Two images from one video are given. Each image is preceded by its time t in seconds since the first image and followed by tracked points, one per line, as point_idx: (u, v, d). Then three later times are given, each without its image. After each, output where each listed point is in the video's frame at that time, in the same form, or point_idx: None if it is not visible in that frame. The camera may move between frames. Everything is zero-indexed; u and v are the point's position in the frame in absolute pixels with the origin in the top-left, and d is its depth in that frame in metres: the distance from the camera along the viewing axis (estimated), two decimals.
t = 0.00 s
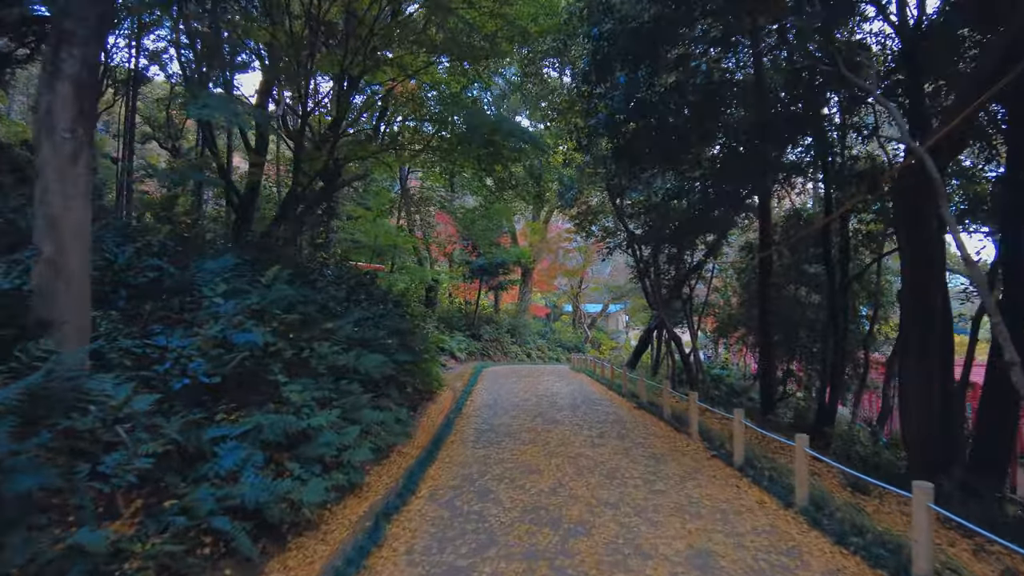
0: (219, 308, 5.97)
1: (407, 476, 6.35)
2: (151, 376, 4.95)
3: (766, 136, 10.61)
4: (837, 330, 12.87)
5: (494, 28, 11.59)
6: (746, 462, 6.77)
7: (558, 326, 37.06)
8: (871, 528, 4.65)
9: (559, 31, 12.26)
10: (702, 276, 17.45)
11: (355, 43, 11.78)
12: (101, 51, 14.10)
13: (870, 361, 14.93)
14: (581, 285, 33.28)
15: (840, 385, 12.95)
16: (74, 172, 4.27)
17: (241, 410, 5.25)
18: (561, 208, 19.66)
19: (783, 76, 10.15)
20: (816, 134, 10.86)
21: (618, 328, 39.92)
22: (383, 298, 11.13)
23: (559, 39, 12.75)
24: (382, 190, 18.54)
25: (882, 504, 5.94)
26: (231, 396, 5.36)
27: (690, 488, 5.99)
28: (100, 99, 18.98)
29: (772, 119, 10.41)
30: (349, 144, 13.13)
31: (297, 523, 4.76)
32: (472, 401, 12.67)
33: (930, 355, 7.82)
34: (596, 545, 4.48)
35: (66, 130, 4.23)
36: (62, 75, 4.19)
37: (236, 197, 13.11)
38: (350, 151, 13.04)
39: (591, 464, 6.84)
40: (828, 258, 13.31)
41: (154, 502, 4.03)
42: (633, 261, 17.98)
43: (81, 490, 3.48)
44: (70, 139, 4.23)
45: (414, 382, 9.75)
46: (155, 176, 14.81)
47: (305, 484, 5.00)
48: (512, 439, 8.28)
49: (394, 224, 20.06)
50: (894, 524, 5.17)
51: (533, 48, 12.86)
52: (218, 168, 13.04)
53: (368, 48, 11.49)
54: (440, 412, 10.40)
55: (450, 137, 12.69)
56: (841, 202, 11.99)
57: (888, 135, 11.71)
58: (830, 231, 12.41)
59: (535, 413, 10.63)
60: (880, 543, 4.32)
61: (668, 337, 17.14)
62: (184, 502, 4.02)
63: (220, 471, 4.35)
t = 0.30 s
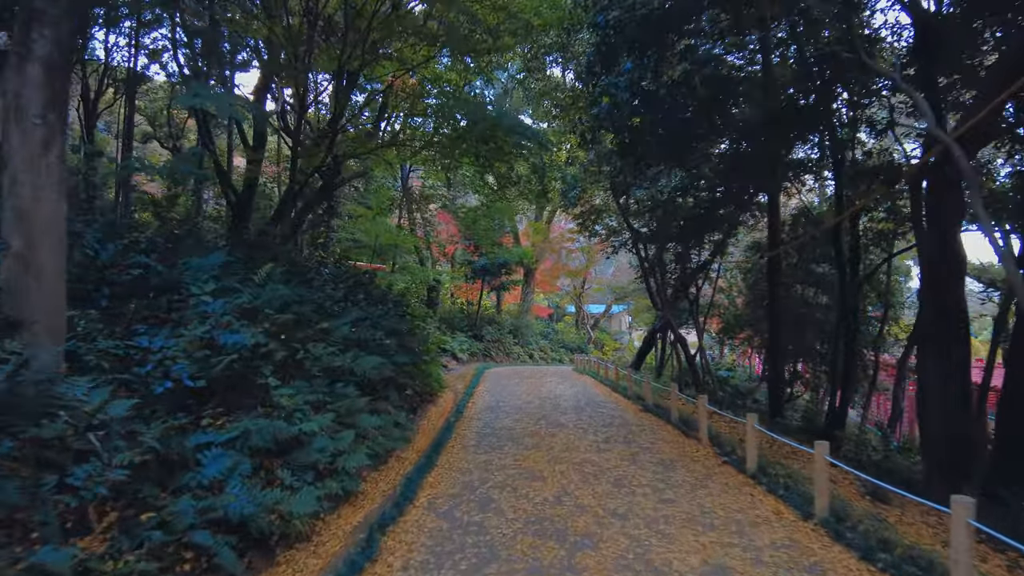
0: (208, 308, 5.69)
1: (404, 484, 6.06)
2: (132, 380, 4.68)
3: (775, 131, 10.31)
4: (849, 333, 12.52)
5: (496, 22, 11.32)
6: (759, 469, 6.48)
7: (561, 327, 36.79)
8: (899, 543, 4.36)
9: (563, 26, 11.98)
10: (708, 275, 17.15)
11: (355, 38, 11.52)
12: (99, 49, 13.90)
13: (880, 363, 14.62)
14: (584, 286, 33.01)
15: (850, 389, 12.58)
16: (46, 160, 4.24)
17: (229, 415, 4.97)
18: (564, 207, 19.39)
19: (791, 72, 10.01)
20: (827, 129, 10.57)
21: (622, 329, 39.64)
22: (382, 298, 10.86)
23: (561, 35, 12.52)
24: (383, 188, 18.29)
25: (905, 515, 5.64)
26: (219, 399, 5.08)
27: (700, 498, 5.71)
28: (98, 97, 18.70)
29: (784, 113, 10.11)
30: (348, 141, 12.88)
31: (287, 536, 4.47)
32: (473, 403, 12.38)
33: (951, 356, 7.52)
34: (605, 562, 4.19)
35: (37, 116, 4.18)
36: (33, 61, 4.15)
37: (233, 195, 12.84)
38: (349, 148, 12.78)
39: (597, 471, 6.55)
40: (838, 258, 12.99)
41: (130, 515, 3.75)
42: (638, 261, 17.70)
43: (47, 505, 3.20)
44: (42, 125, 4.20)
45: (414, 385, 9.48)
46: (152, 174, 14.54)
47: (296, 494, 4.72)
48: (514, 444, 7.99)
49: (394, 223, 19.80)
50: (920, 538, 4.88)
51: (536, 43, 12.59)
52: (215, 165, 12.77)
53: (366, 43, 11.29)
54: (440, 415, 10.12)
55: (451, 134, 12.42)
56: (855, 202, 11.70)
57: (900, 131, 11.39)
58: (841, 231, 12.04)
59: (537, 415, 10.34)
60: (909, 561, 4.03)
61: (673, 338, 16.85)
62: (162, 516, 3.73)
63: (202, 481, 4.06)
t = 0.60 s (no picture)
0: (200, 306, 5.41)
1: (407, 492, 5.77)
2: (115, 383, 4.46)
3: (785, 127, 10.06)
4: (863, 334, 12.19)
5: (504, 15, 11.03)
6: (780, 477, 6.15)
7: (564, 327, 36.57)
8: (940, 562, 4.05)
9: (569, 20, 11.68)
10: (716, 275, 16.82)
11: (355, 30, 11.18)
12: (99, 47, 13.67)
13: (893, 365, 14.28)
14: (588, 286, 32.77)
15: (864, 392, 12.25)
16: (17, 148, 3.94)
17: (221, 421, 4.68)
18: (569, 206, 19.12)
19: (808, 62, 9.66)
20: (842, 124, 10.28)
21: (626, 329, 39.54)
22: (384, 297, 10.58)
23: (567, 29, 12.24)
24: (385, 186, 18.02)
25: (939, 530, 5.31)
26: (210, 404, 4.79)
27: (718, 509, 5.42)
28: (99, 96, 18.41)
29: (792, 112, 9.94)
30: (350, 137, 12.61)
31: (281, 550, 4.16)
32: (478, 405, 12.09)
33: (985, 359, 7.12)
34: None
35: (7, 98, 3.89)
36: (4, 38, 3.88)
37: (233, 192, 12.56)
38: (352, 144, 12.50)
39: (609, 479, 6.26)
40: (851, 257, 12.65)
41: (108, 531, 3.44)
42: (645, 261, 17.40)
43: (11, 521, 2.89)
44: (13, 109, 3.91)
45: (417, 387, 9.18)
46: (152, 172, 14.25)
47: (292, 505, 4.40)
48: (520, 449, 7.67)
49: (397, 222, 19.54)
50: (959, 557, 4.57)
51: (543, 37, 12.29)
52: (214, 161, 12.48)
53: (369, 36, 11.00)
54: (443, 418, 9.81)
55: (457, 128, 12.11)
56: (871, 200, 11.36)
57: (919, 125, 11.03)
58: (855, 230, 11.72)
59: (543, 418, 10.03)
60: None
61: (680, 338, 16.52)
62: (142, 531, 3.42)
63: (188, 493, 3.74)
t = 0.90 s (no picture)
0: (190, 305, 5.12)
1: (410, 502, 5.46)
2: (96, 387, 4.18)
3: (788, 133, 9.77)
4: (878, 336, 11.83)
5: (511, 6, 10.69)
6: (802, 486, 5.85)
7: (567, 327, 36.31)
8: None
9: (577, 12, 11.36)
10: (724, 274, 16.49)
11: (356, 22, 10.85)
12: (98, 43, 13.41)
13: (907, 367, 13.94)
14: (592, 286, 32.48)
15: (879, 396, 11.91)
16: None
17: (211, 427, 4.39)
18: (573, 204, 18.81)
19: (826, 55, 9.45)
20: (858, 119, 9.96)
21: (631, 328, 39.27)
22: (386, 295, 10.29)
23: (573, 21, 11.94)
24: (387, 184, 17.74)
25: (975, 545, 5.00)
26: (199, 408, 4.50)
27: (739, 519, 5.12)
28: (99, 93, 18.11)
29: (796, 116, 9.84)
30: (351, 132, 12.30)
31: (276, 567, 3.86)
32: (482, 407, 11.79)
33: (1016, 361, 6.80)
34: None
35: None
36: None
37: (232, 188, 12.27)
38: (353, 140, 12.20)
39: (622, 487, 5.96)
40: (865, 256, 12.29)
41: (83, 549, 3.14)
42: (651, 259, 17.08)
43: None
44: None
45: (420, 389, 8.87)
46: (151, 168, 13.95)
47: (287, 516, 4.11)
48: (528, 455, 7.36)
49: (399, 220, 19.25)
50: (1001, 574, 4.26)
51: (549, 29, 11.97)
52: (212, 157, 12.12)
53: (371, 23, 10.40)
54: (446, 421, 9.50)
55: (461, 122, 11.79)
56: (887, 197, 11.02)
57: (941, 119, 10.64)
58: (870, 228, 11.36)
59: (550, 421, 9.72)
60: None
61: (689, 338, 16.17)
62: (121, 549, 3.13)
63: (173, 507, 3.44)
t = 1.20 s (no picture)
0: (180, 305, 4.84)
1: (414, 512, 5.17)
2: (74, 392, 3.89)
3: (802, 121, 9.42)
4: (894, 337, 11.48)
5: None
6: (828, 494, 5.54)
7: (571, 327, 36.04)
8: None
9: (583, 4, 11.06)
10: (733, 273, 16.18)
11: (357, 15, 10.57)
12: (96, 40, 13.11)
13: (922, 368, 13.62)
14: (596, 285, 32.20)
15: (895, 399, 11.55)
16: None
17: (201, 433, 4.09)
18: (577, 203, 18.52)
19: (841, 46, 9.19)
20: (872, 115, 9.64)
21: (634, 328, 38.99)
22: (388, 294, 10.00)
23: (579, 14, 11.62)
24: (389, 182, 17.47)
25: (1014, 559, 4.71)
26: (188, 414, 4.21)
27: (763, 532, 4.82)
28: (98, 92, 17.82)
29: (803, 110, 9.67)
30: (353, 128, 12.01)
31: None
32: (487, 409, 11.50)
33: None
34: None
35: None
36: None
37: (232, 186, 11.99)
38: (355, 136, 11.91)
39: (637, 496, 5.67)
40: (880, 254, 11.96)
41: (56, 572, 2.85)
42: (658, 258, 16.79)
43: None
44: None
45: (423, 391, 8.58)
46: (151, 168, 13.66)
47: (282, 531, 3.81)
48: (537, 461, 7.05)
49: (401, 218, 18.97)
50: None
51: (555, 22, 11.66)
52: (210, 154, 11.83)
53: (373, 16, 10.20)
54: (450, 423, 9.20)
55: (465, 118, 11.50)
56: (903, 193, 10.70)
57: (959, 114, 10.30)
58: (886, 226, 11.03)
59: (557, 424, 9.42)
60: None
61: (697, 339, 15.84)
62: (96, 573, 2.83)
63: (156, 524, 3.14)
